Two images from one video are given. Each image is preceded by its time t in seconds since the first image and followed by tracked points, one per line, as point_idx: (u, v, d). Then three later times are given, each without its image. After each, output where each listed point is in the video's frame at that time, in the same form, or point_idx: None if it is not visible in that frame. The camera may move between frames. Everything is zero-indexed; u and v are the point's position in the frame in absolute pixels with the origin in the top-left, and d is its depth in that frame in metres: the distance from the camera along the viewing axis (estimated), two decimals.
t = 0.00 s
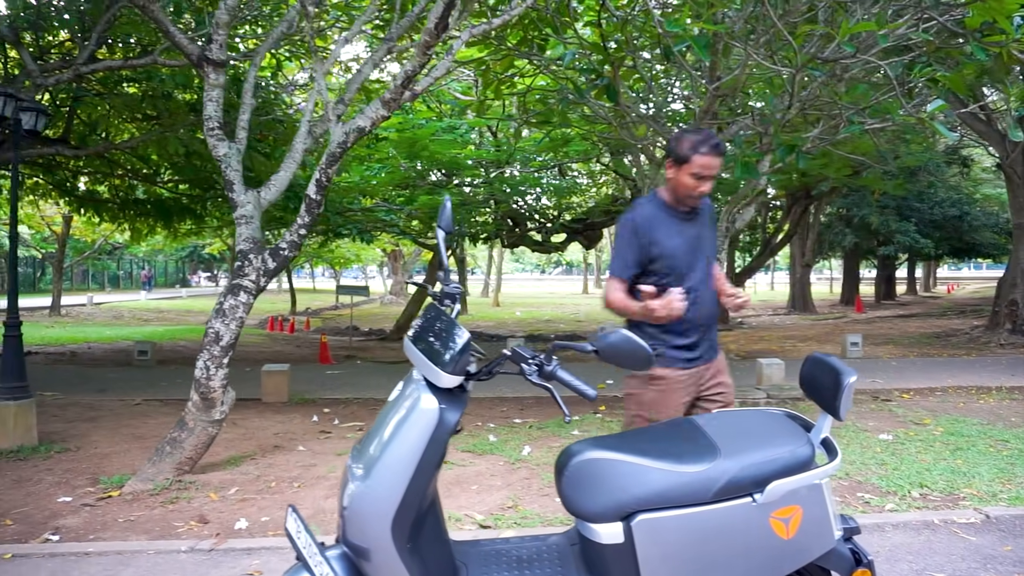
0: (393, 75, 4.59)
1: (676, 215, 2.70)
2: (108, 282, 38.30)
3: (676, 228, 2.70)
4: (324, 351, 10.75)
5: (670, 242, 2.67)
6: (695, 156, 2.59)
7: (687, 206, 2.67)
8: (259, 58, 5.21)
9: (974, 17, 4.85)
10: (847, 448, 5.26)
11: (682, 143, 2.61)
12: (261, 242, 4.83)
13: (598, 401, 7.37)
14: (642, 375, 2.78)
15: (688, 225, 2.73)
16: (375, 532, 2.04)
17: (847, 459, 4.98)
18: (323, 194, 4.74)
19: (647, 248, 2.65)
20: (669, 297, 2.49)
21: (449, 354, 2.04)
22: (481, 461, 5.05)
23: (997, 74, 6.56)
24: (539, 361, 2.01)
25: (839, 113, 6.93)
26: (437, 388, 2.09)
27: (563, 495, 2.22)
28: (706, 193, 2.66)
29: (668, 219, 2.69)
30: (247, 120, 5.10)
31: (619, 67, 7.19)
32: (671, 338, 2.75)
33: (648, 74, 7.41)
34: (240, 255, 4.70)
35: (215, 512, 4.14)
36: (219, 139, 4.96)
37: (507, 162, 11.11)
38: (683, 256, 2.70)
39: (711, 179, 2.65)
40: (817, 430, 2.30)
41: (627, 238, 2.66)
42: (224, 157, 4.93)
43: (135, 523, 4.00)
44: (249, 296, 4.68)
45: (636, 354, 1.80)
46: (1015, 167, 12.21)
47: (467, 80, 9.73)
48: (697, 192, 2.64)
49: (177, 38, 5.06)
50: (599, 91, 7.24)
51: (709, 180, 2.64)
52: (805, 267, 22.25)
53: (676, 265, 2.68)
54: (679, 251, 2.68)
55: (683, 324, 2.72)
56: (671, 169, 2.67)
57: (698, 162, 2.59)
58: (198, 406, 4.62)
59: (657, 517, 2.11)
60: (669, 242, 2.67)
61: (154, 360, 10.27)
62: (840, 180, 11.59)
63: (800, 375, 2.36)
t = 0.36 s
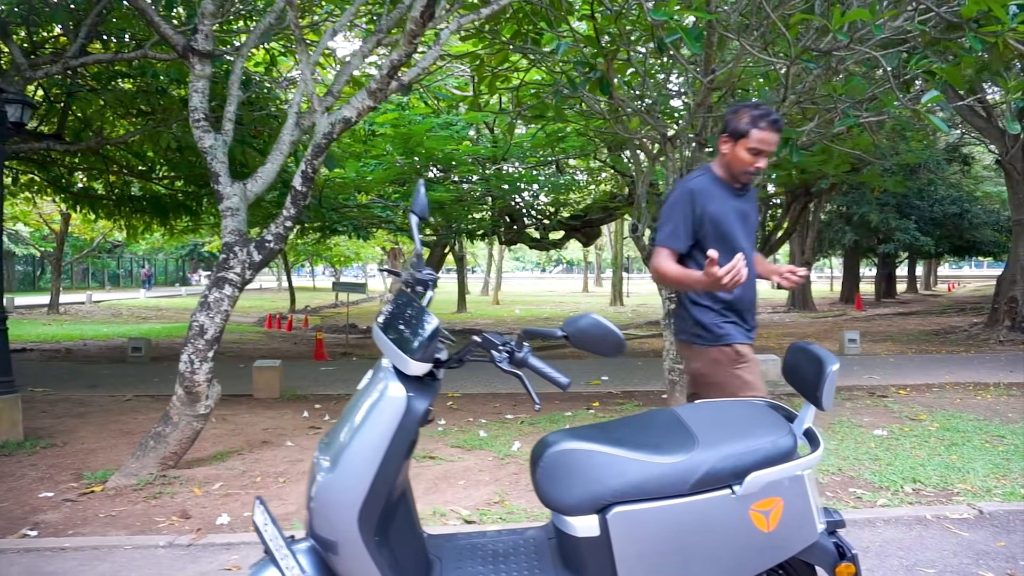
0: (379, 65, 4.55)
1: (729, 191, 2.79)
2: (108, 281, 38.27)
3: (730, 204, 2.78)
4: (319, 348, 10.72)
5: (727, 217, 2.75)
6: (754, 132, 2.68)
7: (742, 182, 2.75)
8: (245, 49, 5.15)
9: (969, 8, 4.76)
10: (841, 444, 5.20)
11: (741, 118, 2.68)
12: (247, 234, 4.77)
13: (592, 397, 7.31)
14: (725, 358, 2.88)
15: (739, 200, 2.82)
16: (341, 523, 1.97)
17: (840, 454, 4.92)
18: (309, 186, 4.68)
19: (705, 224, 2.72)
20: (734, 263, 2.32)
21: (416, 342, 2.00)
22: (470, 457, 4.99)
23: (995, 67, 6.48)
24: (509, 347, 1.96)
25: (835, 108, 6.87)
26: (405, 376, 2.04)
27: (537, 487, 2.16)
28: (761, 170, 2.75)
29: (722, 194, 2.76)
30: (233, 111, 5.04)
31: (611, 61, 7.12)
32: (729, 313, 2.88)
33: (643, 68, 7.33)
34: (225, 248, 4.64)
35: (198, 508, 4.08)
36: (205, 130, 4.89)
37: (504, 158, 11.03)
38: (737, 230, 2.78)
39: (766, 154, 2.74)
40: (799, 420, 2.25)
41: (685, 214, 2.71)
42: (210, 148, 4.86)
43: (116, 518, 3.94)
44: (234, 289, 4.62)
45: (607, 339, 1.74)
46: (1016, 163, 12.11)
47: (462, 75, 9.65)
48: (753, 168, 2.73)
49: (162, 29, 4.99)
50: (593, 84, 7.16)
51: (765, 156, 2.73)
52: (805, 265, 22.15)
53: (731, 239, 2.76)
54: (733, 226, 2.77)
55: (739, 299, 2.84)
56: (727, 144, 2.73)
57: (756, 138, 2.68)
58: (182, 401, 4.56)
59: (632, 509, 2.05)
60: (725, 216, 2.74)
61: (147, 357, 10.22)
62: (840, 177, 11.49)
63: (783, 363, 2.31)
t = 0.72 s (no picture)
0: (360, 57, 4.48)
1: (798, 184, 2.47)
2: (106, 281, 38.23)
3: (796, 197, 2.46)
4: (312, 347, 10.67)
5: (790, 213, 2.44)
6: (822, 120, 2.35)
7: (810, 174, 2.43)
8: (227, 42, 5.08)
9: None
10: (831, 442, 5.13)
11: (805, 104, 2.38)
12: (228, 229, 4.70)
13: (583, 395, 7.24)
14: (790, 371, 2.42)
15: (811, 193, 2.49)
16: (295, 522, 1.90)
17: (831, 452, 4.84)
18: (291, 180, 4.62)
19: (763, 221, 2.45)
20: (746, 274, 2.25)
21: (377, 336, 1.93)
22: (456, 455, 4.92)
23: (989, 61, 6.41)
24: (471, 338, 1.89)
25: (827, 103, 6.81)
26: (363, 368, 1.98)
27: (503, 484, 2.09)
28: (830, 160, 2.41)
29: (786, 187, 2.45)
30: (215, 105, 4.97)
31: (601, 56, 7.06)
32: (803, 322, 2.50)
33: (634, 63, 7.27)
34: (205, 243, 4.57)
35: (174, 507, 4.01)
36: (186, 124, 4.82)
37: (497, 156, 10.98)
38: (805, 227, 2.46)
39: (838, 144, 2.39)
40: (776, 413, 2.19)
41: (740, 210, 2.46)
42: (191, 142, 4.79)
43: (90, 518, 3.87)
44: (214, 285, 4.55)
45: (566, 328, 1.70)
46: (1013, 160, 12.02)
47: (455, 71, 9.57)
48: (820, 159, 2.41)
49: (142, 20, 4.92)
50: (583, 79, 7.10)
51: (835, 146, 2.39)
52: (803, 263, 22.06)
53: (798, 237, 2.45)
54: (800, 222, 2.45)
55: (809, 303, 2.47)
56: (791, 132, 2.44)
57: (821, 125, 2.35)
58: (161, 398, 4.49)
59: (600, 506, 1.98)
60: (788, 212, 2.44)
61: (138, 356, 10.16)
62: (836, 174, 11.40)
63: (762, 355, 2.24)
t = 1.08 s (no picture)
0: (347, 50, 4.48)
1: (843, 150, 2.24)
2: (104, 281, 38.16)
3: (840, 166, 2.23)
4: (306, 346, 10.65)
5: (826, 183, 2.24)
6: (862, 79, 2.12)
7: (852, 139, 2.20)
8: (215, 36, 5.07)
9: None
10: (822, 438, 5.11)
11: (850, 62, 2.17)
12: (215, 223, 4.68)
13: (575, 393, 7.22)
14: (810, 357, 2.31)
15: (858, 161, 2.23)
16: (264, 505, 1.89)
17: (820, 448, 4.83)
18: (278, 173, 4.61)
19: (795, 188, 2.28)
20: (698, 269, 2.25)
21: (343, 317, 1.92)
22: (444, 450, 4.91)
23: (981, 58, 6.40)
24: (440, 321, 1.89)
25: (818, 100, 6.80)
26: (333, 351, 1.98)
27: (477, 470, 2.08)
28: (873, 123, 2.15)
29: (828, 153, 2.25)
30: (202, 98, 4.96)
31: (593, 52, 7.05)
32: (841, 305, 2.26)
33: (626, 61, 7.26)
34: (192, 236, 4.56)
35: (159, 500, 3.99)
36: (173, 117, 4.80)
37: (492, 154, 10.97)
38: (844, 198, 2.23)
39: (886, 105, 2.12)
40: (753, 400, 2.15)
41: (771, 176, 2.32)
42: (178, 135, 4.78)
43: (74, 510, 3.85)
44: (201, 278, 4.53)
45: (535, 308, 1.75)
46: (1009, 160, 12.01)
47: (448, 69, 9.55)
48: (864, 123, 2.16)
49: (130, 13, 4.90)
50: (574, 76, 7.09)
51: (878, 108, 2.13)
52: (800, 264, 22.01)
53: (832, 208, 2.24)
54: (836, 192, 2.23)
55: (843, 284, 2.24)
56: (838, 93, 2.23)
57: (858, 84, 2.12)
58: (147, 392, 4.47)
59: (571, 491, 1.97)
60: (821, 179, 2.24)
61: (131, 354, 10.13)
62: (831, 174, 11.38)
63: (736, 342, 2.24)
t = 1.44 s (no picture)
0: (337, 50, 4.54)
1: (912, 135, 2.02)
2: (82, 282, 37.67)
3: (906, 151, 2.02)
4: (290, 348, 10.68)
5: (884, 168, 2.03)
6: (929, 53, 1.92)
7: (919, 119, 1.98)
8: (204, 36, 5.09)
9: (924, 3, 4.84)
10: (800, 436, 5.23)
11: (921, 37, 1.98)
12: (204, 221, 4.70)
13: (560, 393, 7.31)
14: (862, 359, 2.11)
15: (928, 145, 1.99)
16: (262, 491, 1.95)
17: (799, 444, 4.94)
18: (267, 172, 4.65)
19: (853, 172, 2.10)
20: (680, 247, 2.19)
21: (345, 315, 1.97)
22: (431, 447, 4.97)
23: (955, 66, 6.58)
24: (435, 313, 1.95)
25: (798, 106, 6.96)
26: (330, 342, 2.03)
27: (470, 459, 2.15)
28: (941, 102, 1.93)
29: (894, 136, 2.04)
30: (191, 97, 4.97)
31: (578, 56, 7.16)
32: (895, 304, 2.04)
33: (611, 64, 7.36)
34: (181, 234, 4.58)
35: (147, 496, 4.01)
36: (162, 116, 4.82)
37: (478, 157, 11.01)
38: (903, 186, 2.01)
39: (956, 82, 1.90)
40: (734, 390, 2.23)
41: (831, 160, 2.16)
42: (167, 134, 4.80)
43: (61, 507, 3.85)
44: (189, 276, 4.55)
45: (528, 299, 1.82)
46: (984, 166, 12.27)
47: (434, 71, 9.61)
48: (931, 102, 1.94)
49: (118, 12, 4.92)
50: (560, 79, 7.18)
51: (945, 84, 1.91)
52: (780, 268, 22.28)
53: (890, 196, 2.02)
54: (895, 178, 2.01)
55: (891, 279, 2.02)
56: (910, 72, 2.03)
57: (923, 58, 1.93)
58: (135, 389, 4.48)
59: (561, 477, 2.05)
60: (879, 164, 2.03)
61: (113, 354, 10.07)
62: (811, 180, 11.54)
63: (718, 335, 2.32)
